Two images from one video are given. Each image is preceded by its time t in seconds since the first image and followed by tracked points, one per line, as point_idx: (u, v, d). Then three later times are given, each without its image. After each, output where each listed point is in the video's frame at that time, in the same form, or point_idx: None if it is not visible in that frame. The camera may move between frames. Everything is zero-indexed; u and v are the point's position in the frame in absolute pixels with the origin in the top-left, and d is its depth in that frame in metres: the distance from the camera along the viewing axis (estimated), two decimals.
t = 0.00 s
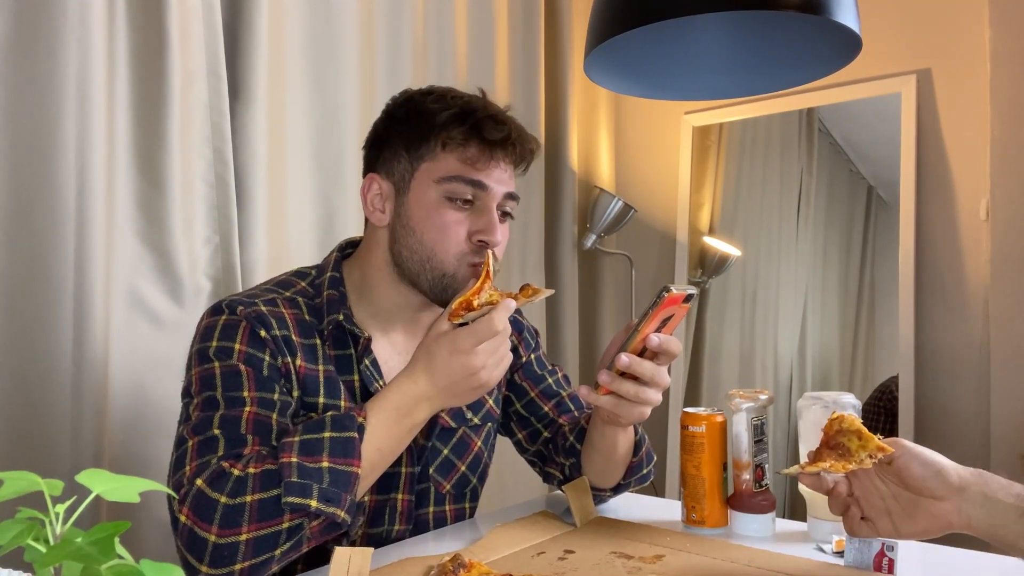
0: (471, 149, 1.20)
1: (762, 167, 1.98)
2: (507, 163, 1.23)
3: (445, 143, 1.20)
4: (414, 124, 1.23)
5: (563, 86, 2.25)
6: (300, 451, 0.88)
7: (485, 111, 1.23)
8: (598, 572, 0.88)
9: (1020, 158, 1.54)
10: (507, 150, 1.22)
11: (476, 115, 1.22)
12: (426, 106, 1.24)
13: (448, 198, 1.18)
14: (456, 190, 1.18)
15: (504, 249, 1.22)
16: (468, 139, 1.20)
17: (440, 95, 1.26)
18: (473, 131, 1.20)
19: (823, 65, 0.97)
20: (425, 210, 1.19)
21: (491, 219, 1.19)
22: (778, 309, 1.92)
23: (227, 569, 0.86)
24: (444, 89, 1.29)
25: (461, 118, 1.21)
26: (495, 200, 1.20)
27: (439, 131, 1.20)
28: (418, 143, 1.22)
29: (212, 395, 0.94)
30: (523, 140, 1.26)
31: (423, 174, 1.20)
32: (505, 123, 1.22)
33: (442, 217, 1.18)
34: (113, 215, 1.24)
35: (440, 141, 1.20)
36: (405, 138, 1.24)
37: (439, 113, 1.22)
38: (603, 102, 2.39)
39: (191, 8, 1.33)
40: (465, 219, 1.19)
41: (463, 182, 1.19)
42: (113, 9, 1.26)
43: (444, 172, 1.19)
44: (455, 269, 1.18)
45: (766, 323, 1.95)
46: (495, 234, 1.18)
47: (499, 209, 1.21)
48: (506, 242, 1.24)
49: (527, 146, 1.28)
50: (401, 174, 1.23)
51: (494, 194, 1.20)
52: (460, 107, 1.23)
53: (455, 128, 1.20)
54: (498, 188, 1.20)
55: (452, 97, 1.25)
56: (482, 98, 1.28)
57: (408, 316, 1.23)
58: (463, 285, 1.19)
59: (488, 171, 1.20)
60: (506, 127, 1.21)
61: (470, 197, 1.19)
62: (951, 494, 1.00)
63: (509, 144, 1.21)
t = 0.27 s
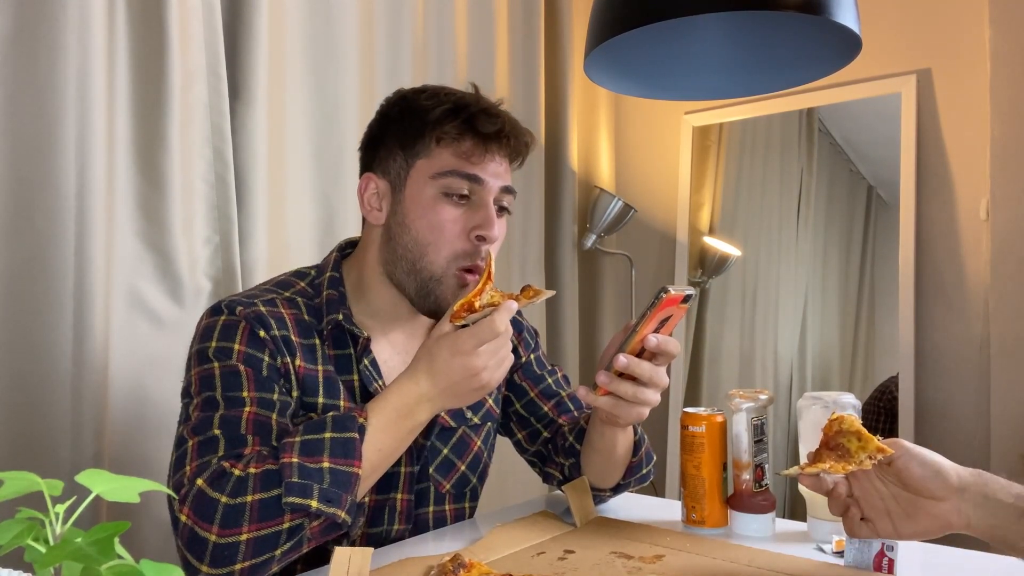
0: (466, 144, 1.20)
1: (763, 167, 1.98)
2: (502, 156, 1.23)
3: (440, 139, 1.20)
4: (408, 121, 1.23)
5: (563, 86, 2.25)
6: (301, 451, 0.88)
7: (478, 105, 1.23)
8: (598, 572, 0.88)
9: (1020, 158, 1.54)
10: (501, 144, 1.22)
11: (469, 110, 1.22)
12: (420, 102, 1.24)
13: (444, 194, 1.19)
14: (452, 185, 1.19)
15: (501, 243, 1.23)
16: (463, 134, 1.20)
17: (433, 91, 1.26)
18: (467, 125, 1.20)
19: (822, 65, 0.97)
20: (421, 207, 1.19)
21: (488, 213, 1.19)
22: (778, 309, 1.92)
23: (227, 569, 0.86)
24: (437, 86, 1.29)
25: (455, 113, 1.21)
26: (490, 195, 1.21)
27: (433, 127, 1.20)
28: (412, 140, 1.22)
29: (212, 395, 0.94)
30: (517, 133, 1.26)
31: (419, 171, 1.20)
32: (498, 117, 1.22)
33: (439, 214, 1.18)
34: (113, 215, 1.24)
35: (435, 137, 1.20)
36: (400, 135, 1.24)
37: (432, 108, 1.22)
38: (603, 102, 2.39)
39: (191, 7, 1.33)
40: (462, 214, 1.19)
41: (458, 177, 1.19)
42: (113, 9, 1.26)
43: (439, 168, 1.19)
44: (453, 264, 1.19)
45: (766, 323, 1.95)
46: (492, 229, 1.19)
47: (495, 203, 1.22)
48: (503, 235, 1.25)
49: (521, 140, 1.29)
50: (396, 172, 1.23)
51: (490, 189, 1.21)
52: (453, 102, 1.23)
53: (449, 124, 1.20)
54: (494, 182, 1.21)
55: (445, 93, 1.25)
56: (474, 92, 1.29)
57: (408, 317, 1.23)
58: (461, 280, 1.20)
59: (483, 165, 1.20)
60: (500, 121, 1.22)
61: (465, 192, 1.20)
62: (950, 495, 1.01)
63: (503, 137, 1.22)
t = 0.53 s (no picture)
0: (465, 144, 1.21)
1: (762, 167, 1.98)
2: (500, 156, 1.23)
3: (438, 140, 1.20)
4: (406, 121, 1.23)
5: (563, 86, 2.25)
6: (301, 451, 0.88)
7: (476, 105, 1.23)
8: (598, 572, 0.88)
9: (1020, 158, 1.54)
10: (500, 144, 1.23)
11: (467, 110, 1.22)
12: (418, 103, 1.24)
13: (443, 194, 1.19)
14: (451, 185, 1.19)
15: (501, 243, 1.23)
16: (461, 134, 1.20)
17: (431, 91, 1.26)
18: (465, 126, 1.21)
19: (822, 65, 0.97)
20: (420, 207, 1.19)
21: (487, 213, 1.19)
22: (778, 309, 1.92)
23: (227, 569, 0.86)
24: (435, 86, 1.29)
25: (453, 113, 1.21)
26: (489, 194, 1.21)
27: (432, 127, 1.20)
28: (411, 141, 1.22)
29: (212, 395, 0.94)
30: (516, 132, 1.27)
31: (418, 171, 1.20)
32: (497, 117, 1.22)
33: (438, 214, 1.18)
34: (113, 215, 1.24)
35: (433, 138, 1.20)
36: (398, 136, 1.24)
37: (430, 108, 1.22)
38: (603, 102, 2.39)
39: (191, 7, 1.33)
40: (461, 214, 1.19)
41: (457, 178, 1.19)
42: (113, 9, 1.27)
43: (438, 168, 1.19)
44: (453, 263, 1.19)
45: (766, 323, 1.95)
46: (492, 228, 1.19)
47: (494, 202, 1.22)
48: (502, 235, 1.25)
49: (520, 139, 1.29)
50: (395, 172, 1.23)
51: (489, 188, 1.21)
52: (452, 102, 1.23)
53: (448, 124, 1.20)
54: (492, 182, 1.21)
55: (443, 94, 1.25)
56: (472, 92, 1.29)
57: (408, 317, 1.23)
58: (461, 279, 1.20)
59: (482, 165, 1.21)
60: (498, 121, 1.22)
61: (464, 192, 1.20)
62: (951, 493, 1.01)
63: (501, 137, 1.22)
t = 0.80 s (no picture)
0: (467, 145, 1.21)
1: (763, 167, 1.98)
2: (502, 157, 1.23)
3: (440, 141, 1.20)
4: (408, 122, 1.23)
5: (563, 86, 2.25)
6: (302, 451, 0.88)
7: (478, 106, 1.23)
8: (598, 572, 0.88)
9: (1020, 158, 1.54)
10: (501, 145, 1.23)
11: (469, 111, 1.22)
12: (420, 104, 1.24)
13: (445, 195, 1.19)
14: (453, 186, 1.19)
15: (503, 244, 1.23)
16: (463, 135, 1.20)
17: (433, 92, 1.26)
18: (467, 127, 1.21)
19: (822, 65, 0.97)
20: (422, 208, 1.19)
21: (489, 214, 1.19)
22: (778, 310, 1.92)
23: (227, 569, 0.86)
24: (436, 87, 1.29)
25: (455, 114, 1.21)
26: (491, 195, 1.21)
27: (433, 129, 1.20)
28: (413, 142, 1.22)
29: (213, 395, 0.94)
30: (518, 133, 1.27)
31: (420, 172, 1.21)
32: (499, 118, 1.22)
33: (440, 215, 1.19)
34: (113, 215, 1.24)
35: (435, 139, 1.20)
36: (400, 137, 1.24)
37: (432, 110, 1.22)
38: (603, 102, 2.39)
39: (192, 8, 1.33)
40: (462, 215, 1.19)
41: (459, 179, 1.19)
42: (113, 9, 1.27)
43: (440, 169, 1.19)
44: (455, 265, 1.19)
45: (766, 323, 1.95)
46: (494, 229, 1.19)
47: (495, 203, 1.22)
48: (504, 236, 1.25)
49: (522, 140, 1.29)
50: (397, 173, 1.23)
51: (491, 189, 1.21)
52: (454, 103, 1.23)
53: (449, 125, 1.20)
54: (494, 183, 1.21)
55: (445, 94, 1.25)
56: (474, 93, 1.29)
57: (408, 317, 1.23)
58: (463, 280, 1.20)
59: (483, 167, 1.21)
60: (500, 122, 1.22)
61: (466, 193, 1.20)
62: (952, 493, 1.01)
63: (503, 138, 1.22)
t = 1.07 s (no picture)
0: (464, 141, 1.21)
1: (763, 167, 1.98)
2: (500, 152, 1.23)
3: (437, 137, 1.20)
4: (405, 120, 1.24)
5: (563, 86, 2.25)
6: (302, 451, 0.88)
7: (474, 101, 1.23)
8: (598, 572, 0.88)
9: (1020, 158, 1.54)
10: (499, 139, 1.23)
11: (466, 107, 1.23)
12: (416, 102, 1.24)
13: (443, 191, 1.19)
14: (451, 182, 1.19)
15: (505, 239, 1.22)
16: (460, 131, 1.21)
17: (429, 90, 1.27)
18: (463, 122, 1.21)
19: (822, 65, 0.98)
20: (421, 205, 1.19)
21: (488, 209, 1.19)
22: (778, 310, 1.92)
23: (227, 569, 0.86)
24: (432, 85, 1.29)
25: (451, 110, 1.22)
26: (490, 190, 1.21)
27: (431, 125, 1.20)
28: (410, 140, 1.22)
29: (213, 395, 0.94)
30: (515, 128, 1.27)
31: (418, 170, 1.21)
32: (495, 112, 1.22)
33: (439, 211, 1.18)
34: (113, 215, 1.24)
35: (432, 136, 1.20)
36: (398, 136, 1.24)
37: (428, 107, 1.22)
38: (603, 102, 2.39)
39: (191, 8, 1.33)
40: (463, 211, 1.19)
41: (457, 175, 1.19)
42: (113, 9, 1.27)
43: (438, 166, 1.20)
44: (457, 261, 1.18)
45: (766, 323, 1.95)
46: (495, 224, 1.19)
47: (495, 199, 1.22)
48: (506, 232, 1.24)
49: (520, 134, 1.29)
50: (396, 172, 1.24)
51: (490, 184, 1.21)
52: (450, 100, 1.23)
53: (446, 121, 1.20)
54: (493, 178, 1.21)
55: (441, 92, 1.26)
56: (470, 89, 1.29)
57: (408, 317, 1.23)
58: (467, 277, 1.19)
59: (481, 162, 1.21)
60: (496, 116, 1.22)
61: (465, 189, 1.20)
62: (952, 492, 1.01)
63: (500, 132, 1.22)
